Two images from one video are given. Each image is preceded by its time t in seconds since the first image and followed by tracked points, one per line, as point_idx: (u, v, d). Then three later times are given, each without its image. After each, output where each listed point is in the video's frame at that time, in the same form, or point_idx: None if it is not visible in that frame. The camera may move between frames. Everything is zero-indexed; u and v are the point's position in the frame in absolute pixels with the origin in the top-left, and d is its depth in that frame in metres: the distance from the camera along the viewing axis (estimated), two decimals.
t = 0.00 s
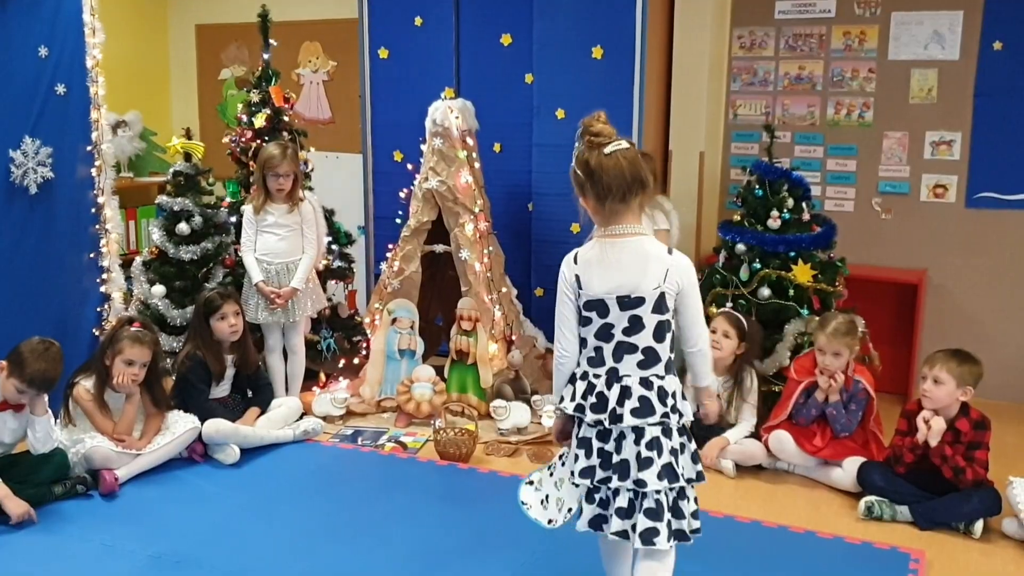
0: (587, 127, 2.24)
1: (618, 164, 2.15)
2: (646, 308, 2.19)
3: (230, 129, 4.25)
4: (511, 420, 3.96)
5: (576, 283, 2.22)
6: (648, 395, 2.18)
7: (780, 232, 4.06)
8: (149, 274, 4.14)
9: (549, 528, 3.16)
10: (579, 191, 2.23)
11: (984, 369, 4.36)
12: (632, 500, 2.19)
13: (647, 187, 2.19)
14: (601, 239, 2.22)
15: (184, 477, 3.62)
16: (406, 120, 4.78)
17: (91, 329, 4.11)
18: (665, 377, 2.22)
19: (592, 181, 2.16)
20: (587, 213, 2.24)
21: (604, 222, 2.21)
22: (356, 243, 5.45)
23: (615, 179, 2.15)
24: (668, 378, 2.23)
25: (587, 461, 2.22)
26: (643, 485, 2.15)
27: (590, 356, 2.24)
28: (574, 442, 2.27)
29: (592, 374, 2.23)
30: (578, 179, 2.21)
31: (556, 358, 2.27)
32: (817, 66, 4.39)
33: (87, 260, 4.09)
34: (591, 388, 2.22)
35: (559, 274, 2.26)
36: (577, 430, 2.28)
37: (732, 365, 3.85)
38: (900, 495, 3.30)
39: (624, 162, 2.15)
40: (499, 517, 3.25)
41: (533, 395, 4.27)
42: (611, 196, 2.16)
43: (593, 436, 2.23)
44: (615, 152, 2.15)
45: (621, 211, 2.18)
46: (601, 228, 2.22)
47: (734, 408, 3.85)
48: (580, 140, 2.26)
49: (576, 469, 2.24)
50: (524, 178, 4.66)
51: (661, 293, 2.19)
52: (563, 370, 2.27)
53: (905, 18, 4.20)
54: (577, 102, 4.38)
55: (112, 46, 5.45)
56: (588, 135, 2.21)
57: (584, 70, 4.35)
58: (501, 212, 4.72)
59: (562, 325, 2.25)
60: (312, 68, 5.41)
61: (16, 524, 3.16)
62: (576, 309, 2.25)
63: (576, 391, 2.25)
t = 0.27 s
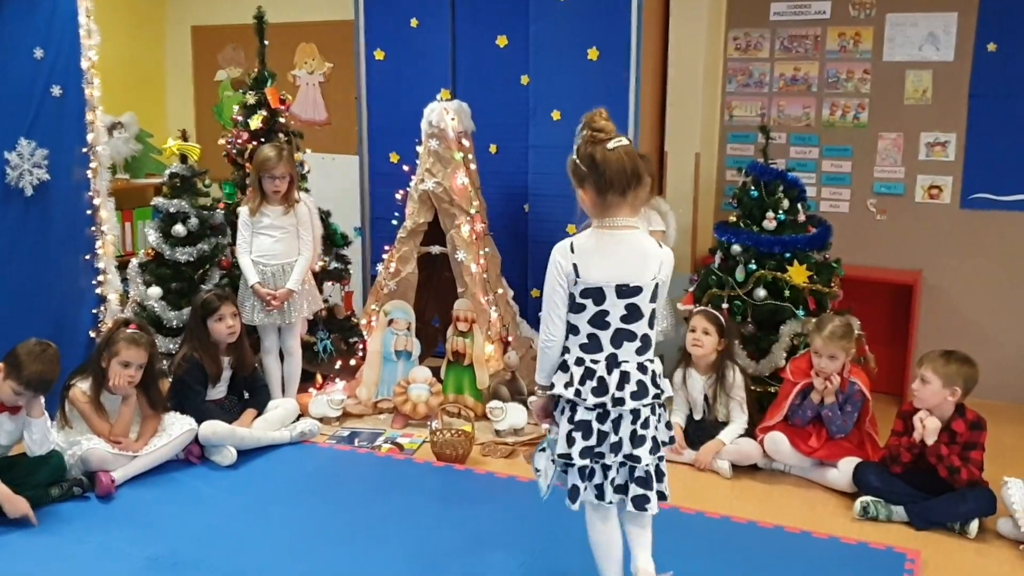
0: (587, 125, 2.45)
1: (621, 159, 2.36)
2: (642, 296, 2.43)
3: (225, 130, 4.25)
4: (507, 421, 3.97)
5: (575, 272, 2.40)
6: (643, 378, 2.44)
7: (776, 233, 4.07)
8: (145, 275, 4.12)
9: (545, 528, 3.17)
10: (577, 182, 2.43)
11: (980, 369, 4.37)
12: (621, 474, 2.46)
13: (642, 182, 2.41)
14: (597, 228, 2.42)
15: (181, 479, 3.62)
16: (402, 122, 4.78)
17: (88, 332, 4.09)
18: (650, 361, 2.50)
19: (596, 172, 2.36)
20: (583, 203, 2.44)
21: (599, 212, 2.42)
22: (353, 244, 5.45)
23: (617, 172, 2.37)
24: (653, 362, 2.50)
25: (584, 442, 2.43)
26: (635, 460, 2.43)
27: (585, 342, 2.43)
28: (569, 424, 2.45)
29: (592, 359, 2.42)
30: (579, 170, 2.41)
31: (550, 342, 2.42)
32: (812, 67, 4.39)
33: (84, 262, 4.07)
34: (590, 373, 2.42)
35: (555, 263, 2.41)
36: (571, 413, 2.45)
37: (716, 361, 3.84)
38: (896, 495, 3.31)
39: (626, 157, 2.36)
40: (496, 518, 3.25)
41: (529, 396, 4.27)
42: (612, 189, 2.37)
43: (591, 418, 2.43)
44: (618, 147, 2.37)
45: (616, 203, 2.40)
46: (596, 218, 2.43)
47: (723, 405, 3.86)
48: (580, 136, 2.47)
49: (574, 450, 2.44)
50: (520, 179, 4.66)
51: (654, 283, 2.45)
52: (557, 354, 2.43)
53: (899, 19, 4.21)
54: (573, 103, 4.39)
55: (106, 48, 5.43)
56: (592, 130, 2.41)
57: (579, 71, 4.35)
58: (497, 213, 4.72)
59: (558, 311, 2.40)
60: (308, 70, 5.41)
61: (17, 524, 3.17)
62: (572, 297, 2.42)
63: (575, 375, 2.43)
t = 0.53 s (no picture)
0: (581, 129, 2.53)
1: (612, 164, 2.44)
2: (633, 295, 2.54)
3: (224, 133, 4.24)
4: (506, 424, 3.97)
5: (574, 277, 2.47)
6: (635, 367, 2.58)
7: (774, 236, 4.09)
8: (143, 278, 4.12)
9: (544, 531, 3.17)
10: (567, 184, 2.50)
11: (979, 372, 4.37)
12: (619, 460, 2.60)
13: (628, 187, 2.50)
14: (589, 231, 2.51)
15: (180, 482, 3.62)
16: (401, 124, 4.78)
17: (86, 335, 4.09)
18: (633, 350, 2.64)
19: (588, 175, 2.44)
20: (571, 205, 2.51)
21: (587, 214, 2.50)
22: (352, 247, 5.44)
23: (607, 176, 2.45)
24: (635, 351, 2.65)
25: (591, 434, 2.54)
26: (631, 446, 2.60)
27: (582, 341, 2.53)
28: (574, 419, 2.55)
29: (591, 356, 2.52)
30: (569, 173, 2.48)
31: (549, 345, 2.48)
32: (811, 70, 4.39)
33: (84, 265, 4.07)
34: (592, 368, 2.52)
35: (552, 270, 2.46)
36: (574, 408, 2.55)
37: (707, 360, 3.83)
38: (894, 498, 3.31)
39: (616, 162, 2.44)
40: (494, 521, 3.25)
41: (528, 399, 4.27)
42: (599, 192, 2.45)
43: (595, 411, 2.55)
44: (609, 152, 2.45)
45: (602, 205, 2.48)
46: (587, 221, 2.51)
47: (719, 406, 3.85)
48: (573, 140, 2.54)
49: (583, 444, 2.54)
50: (519, 182, 4.66)
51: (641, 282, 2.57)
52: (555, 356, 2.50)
53: (898, 22, 4.21)
54: (572, 107, 4.39)
55: (105, 51, 5.43)
56: (584, 136, 2.49)
57: (578, 75, 4.36)
58: (496, 216, 4.72)
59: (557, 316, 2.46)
60: (307, 73, 5.41)
61: (18, 527, 3.17)
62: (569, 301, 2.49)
63: (576, 373, 2.52)
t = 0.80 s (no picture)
0: (551, 133, 2.65)
1: (581, 167, 2.61)
2: (599, 286, 2.70)
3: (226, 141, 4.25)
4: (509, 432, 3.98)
5: (549, 272, 2.60)
6: (603, 354, 2.74)
7: (777, 243, 4.08)
8: (147, 286, 4.12)
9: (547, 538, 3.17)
10: (538, 185, 2.64)
11: (981, 379, 4.37)
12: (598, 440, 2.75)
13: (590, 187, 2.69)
14: (559, 228, 2.66)
15: (183, 490, 3.62)
16: (402, 132, 4.79)
17: (90, 343, 4.11)
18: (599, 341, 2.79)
19: (560, 178, 2.59)
20: (540, 204, 2.66)
21: (556, 213, 2.66)
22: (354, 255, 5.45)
23: (576, 179, 2.62)
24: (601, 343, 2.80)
25: (573, 419, 2.67)
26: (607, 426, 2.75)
27: (556, 333, 2.65)
28: (557, 406, 2.67)
29: (565, 346, 2.65)
30: (541, 174, 2.63)
31: (533, 340, 2.58)
32: (813, 77, 4.40)
33: (86, 273, 4.09)
34: (568, 357, 2.65)
35: (529, 266, 2.58)
36: (555, 396, 2.67)
37: (709, 367, 3.82)
38: (897, 505, 3.31)
39: (586, 166, 2.62)
40: (498, 528, 3.25)
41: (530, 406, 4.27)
42: (571, 193, 2.62)
43: (574, 397, 2.68)
44: (580, 156, 2.61)
45: (573, 204, 2.65)
46: (557, 219, 2.66)
47: (723, 413, 3.85)
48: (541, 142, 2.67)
49: (567, 428, 2.67)
50: (521, 189, 4.67)
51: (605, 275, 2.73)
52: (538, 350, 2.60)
53: (899, 29, 4.22)
54: (574, 114, 4.40)
55: (110, 60, 5.47)
56: (555, 139, 2.63)
57: (579, 83, 4.37)
58: (497, 223, 4.72)
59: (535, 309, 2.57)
60: (309, 81, 5.42)
61: (23, 536, 3.17)
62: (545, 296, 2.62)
63: (554, 363, 2.65)
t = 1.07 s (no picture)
0: (511, 133, 2.78)
1: (549, 157, 2.76)
2: (573, 273, 2.85)
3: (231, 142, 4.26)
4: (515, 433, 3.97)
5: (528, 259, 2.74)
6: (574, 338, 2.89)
7: (783, 243, 4.08)
8: (153, 287, 4.13)
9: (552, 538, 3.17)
10: (510, 180, 2.77)
11: (987, 380, 4.36)
12: (572, 422, 2.91)
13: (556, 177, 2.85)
14: (534, 219, 2.79)
15: (188, 491, 3.63)
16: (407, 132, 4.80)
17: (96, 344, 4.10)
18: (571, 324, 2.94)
19: (533, 171, 2.73)
20: (516, 199, 2.79)
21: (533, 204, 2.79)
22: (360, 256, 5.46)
23: (547, 170, 2.77)
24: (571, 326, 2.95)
25: (541, 402, 2.84)
26: (584, 408, 2.90)
27: (532, 319, 2.81)
28: (526, 390, 2.84)
29: (539, 333, 2.81)
30: (512, 171, 2.76)
31: (511, 323, 2.72)
32: (818, 77, 4.40)
33: (92, 274, 4.08)
34: (542, 344, 2.81)
35: (509, 254, 2.72)
36: (525, 381, 2.84)
37: (722, 369, 3.84)
38: (903, 505, 3.30)
39: (552, 156, 2.77)
40: (503, 529, 3.25)
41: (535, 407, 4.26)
42: (545, 184, 2.76)
43: (545, 382, 2.84)
44: (546, 148, 2.76)
45: (548, 195, 2.79)
46: (531, 210, 2.79)
47: (734, 415, 3.86)
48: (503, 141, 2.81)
49: (534, 411, 2.84)
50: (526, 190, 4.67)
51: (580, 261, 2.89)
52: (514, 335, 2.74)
53: (904, 29, 4.22)
54: (580, 114, 4.41)
55: (117, 60, 5.49)
56: (516, 136, 2.77)
57: (585, 82, 4.37)
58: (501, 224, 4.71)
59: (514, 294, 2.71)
60: (315, 82, 5.42)
61: (30, 536, 3.18)
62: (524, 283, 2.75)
63: (528, 348, 2.80)
